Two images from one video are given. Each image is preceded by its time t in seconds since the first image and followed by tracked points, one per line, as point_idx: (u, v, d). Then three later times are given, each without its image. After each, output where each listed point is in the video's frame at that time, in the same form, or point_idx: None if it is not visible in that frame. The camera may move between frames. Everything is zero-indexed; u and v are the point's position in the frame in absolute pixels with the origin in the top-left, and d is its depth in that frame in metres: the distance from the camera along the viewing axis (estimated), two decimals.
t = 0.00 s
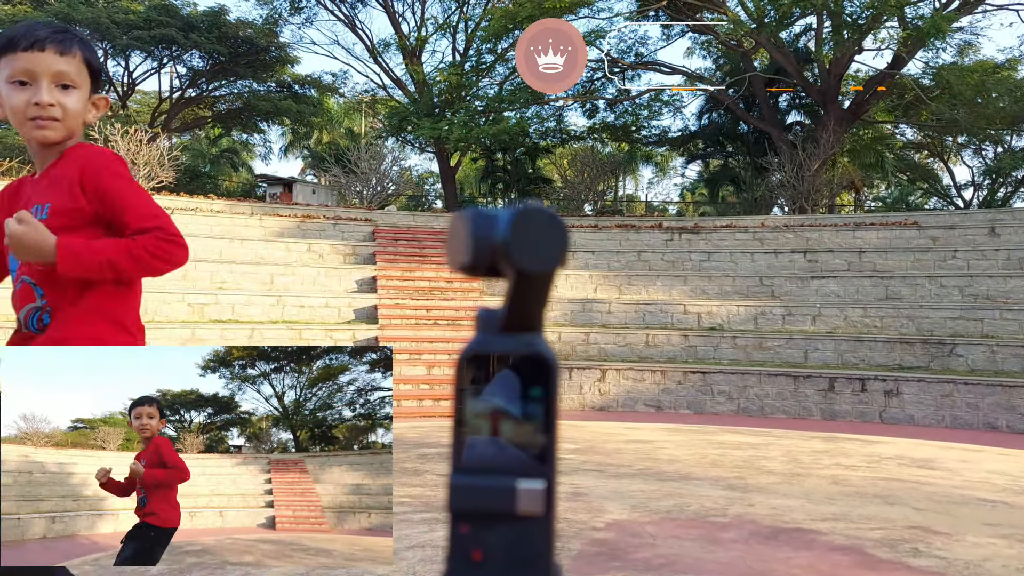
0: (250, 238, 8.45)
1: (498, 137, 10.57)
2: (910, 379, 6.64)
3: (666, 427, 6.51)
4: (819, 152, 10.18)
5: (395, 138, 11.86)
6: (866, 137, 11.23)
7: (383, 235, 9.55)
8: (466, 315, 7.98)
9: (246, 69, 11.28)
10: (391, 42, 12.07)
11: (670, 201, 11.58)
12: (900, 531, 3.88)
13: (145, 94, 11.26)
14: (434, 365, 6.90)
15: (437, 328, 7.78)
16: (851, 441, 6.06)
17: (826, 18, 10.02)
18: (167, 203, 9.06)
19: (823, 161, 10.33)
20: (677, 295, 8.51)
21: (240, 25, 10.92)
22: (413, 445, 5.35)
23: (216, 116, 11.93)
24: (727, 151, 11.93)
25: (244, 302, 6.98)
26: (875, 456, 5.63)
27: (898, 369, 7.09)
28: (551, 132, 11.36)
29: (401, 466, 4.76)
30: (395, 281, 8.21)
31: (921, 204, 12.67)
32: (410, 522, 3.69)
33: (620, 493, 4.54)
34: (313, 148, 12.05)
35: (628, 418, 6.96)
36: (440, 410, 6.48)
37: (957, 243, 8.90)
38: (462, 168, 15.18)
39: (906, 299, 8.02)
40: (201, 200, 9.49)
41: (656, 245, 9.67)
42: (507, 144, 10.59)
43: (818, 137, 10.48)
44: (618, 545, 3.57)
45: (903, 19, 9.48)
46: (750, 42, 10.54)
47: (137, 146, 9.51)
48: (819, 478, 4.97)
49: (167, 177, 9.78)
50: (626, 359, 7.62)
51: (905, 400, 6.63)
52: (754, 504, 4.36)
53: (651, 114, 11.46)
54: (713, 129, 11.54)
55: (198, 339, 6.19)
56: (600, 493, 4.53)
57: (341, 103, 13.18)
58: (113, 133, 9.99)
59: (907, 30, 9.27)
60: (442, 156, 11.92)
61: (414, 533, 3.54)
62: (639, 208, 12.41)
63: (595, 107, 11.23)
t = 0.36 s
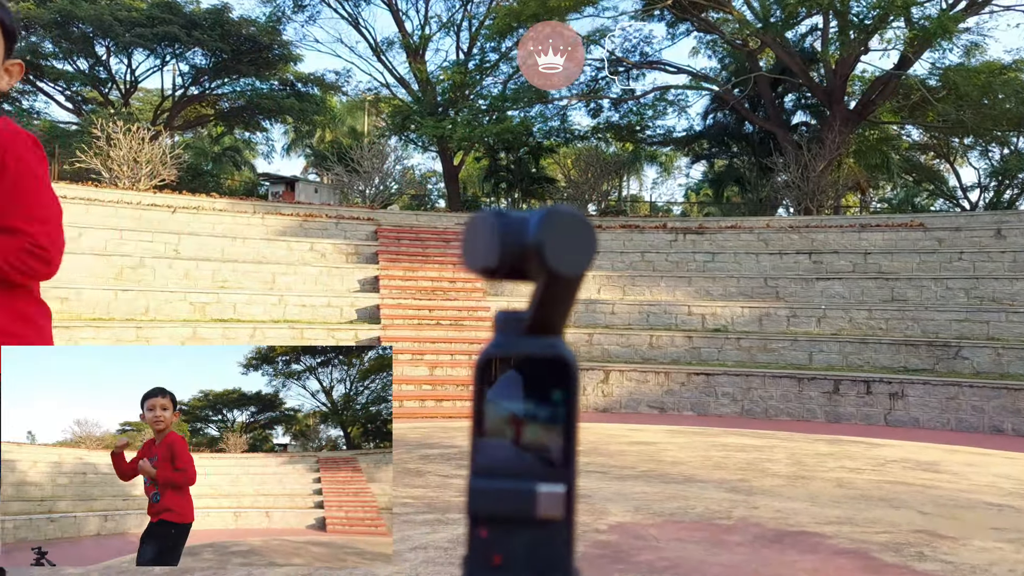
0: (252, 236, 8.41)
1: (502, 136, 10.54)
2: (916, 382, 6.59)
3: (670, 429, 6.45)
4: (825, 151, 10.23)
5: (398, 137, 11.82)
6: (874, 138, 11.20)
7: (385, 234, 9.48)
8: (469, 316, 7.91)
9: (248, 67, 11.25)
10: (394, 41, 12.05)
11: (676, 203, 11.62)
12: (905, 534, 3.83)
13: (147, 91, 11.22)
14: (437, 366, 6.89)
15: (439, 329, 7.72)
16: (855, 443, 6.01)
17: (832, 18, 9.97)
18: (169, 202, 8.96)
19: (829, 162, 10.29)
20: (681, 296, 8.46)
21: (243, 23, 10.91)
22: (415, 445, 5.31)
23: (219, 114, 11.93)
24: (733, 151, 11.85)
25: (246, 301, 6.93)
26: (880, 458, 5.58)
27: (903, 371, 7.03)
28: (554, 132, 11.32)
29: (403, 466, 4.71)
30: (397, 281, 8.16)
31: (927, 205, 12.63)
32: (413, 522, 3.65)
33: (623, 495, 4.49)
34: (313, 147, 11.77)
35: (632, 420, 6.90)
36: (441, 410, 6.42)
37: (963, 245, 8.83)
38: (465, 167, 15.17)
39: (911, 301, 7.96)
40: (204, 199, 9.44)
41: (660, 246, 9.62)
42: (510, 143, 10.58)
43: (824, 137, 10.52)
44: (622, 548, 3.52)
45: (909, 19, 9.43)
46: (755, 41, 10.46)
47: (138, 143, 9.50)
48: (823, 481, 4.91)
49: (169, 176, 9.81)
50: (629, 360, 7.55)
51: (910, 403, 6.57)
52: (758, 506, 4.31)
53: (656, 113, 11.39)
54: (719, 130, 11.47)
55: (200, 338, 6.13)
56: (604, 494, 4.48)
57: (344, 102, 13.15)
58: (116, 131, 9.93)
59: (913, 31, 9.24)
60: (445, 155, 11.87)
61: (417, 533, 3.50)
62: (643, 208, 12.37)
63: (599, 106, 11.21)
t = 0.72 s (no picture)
0: (249, 235, 8.22)
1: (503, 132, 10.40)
2: (925, 385, 6.39)
3: (675, 433, 6.25)
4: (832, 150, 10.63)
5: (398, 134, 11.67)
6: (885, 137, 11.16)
7: (386, 233, 9.36)
8: (468, 316, 7.68)
9: (244, 61, 11.10)
10: (393, 36, 11.90)
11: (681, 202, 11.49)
12: (914, 542, 3.62)
13: (144, 87, 11.06)
14: (436, 367, 6.55)
15: (438, 330, 7.48)
16: (866, 448, 5.80)
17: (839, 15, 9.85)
18: (164, 199, 8.76)
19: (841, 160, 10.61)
20: (686, 297, 8.26)
21: (239, 17, 10.75)
22: (412, 449, 5.10)
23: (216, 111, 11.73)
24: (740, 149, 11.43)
25: (242, 300, 6.71)
26: (891, 464, 5.37)
27: (912, 375, 6.81)
28: (559, 129, 11.03)
29: (400, 471, 4.51)
30: (396, 280, 7.95)
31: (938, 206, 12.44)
32: (409, 530, 3.45)
33: (627, 502, 4.29)
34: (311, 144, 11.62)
35: (635, 423, 6.69)
36: (439, 413, 6.20)
37: (974, 246, 8.62)
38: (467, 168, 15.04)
39: (922, 303, 7.75)
40: (199, 196, 9.23)
41: (665, 246, 9.56)
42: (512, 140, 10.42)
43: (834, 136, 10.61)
44: (625, 557, 3.31)
45: (920, 16, 9.25)
46: (763, 38, 10.43)
47: (134, 139, 9.55)
48: (833, 488, 4.70)
49: (164, 173, 9.71)
50: (633, 362, 7.34)
51: (920, 406, 6.36)
52: (766, 513, 4.10)
53: (661, 110, 11.18)
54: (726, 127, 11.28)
55: (192, 337, 5.92)
56: (606, 501, 4.28)
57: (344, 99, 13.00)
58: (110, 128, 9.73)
59: (923, 27, 9.04)
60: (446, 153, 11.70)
61: (412, 541, 3.30)
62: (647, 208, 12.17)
63: (603, 102, 11.06)
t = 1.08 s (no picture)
0: (250, 234, 8.24)
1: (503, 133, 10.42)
2: (924, 387, 6.42)
3: (675, 434, 6.27)
4: (833, 152, 10.51)
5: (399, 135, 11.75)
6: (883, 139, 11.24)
7: (386, 233, 9.35)
8: (468, 316, 7.69)
9: (246, 61, 11.11)
10: (395, 36, 11.97)
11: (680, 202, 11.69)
12: (912, 542, 3.65)
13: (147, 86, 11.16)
14: (436, 367, 6.57)
15: (438, 330, 7.49)
16: (865, 450, 5.82)
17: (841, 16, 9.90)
18: (165, 198, 8.79)
19: (837, 163, 10.51)
20: (686, 298, 8.28)
21: (242, 17, 10.71)
22: (413, 448, 5.13)
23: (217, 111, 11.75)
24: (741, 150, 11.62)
25: (243, 300, 6.74)
26: (890, 465, 5.39)
27: (911, 376, 6.83)
28: (560, 129, 10.95)
29: (401, 471, 4.53)
30: (397, 280, 7.98)
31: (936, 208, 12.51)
32: (410, 529, 3.47)
33: (627, 502, 4.32)
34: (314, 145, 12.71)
35: (635, 423, 6.72)
36: (439, 413, 6.22)
37: (973, 248, 8.64)
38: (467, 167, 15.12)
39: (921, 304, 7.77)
40: (199, 196, 9.14)
41: (665, 247, 9.66)
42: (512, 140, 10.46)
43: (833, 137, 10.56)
44: (625, 557, 3.34)
45: (920, 18, 9.27)
46: (764, 39, 10.38)
47: (136, 139, 9.35)
48: (831, 489, 4.72)
49: (166, 172, 9.60)
50: (633, 362, 7.36)
51: (919, 408, 6.39)
52: (766, 514, 4.13)
53: (661, 111, 11.13)
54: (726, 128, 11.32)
55: (193, 337, 5.95)
56: (607, 501, 4.30)
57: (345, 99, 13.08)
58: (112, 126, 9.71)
59: (924, 30, 9.02)
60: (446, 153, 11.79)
61: (413, 540, 3.33)
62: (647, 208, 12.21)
63: (604, 103, 11.05)
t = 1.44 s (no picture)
0: (251, 233, 8.26)
1: (505, 133, 10.39)
2: (926, 387, 6.42)
3: (676, 433, 6.28)
4: (835, 152, 10.45)
5: (401, 134, 11.80)
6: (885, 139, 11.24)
7: (388, 232, 9.38)
8: (470, 315, 7.68)
9: (248, 61, 11.10)
10: (398, 35, 11.99)
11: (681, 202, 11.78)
12: (914, 542, 3.65)
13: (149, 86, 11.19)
14: (438, 367, 6.58)
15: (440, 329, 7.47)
16: (866, 450, 5.81)
17: (843, 17, 9.89)
18: (168, 197, 8.80)
19: (840, 163, 10.46)
20: (688, 298, 8.28)
21: (244, 16, 10.69)
22: (414, 447, 5.13)
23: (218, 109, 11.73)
24: (743, 151, 11.67)
25: (245, 299, 6.74)
26: (892, 465, 5.39)
27: (913, 377, 6.83)
28: (562, 129, 10.85)
29: (403, 470, 4.53)
30: (398, 280, 7.99)
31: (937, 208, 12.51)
32: (411, 528, 3.48)
33: (628, 501, 4.32)
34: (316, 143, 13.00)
35: (636, 423, 6.73)
36: (441, 412, 6.22)
37: (975, 248, 8.64)
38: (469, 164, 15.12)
39: (922, 305, 7.76)
40: (201, 194, 9.19)
41: (667, 246, 9.70)
42: (513, 140, 10.46)
43: (835, 137, 10.53)
44: (627, 556, 3.34)
45: (924, 18, 9.27)
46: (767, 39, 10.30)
47: (139, 138, 9.34)
48: (833, 489, 4.72)
49: (168, 171, 9.59)
50: (634, 362, 7.36)
51: (920, 408, 6.39)
52: (767, 514, 4.13)
53: (663, 112, 11.04)
54: (729, 128, 11.32)
55: (195, 336, 5.95)
56: (609, 501, 4.30)
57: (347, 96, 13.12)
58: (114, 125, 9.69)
59: (926, 30, 8.99)
60: (447, 153, 11.80)
61: (415, 539, 3.33)
62: (649, 207, 12.23)
63: (606, 103, 11.03)
